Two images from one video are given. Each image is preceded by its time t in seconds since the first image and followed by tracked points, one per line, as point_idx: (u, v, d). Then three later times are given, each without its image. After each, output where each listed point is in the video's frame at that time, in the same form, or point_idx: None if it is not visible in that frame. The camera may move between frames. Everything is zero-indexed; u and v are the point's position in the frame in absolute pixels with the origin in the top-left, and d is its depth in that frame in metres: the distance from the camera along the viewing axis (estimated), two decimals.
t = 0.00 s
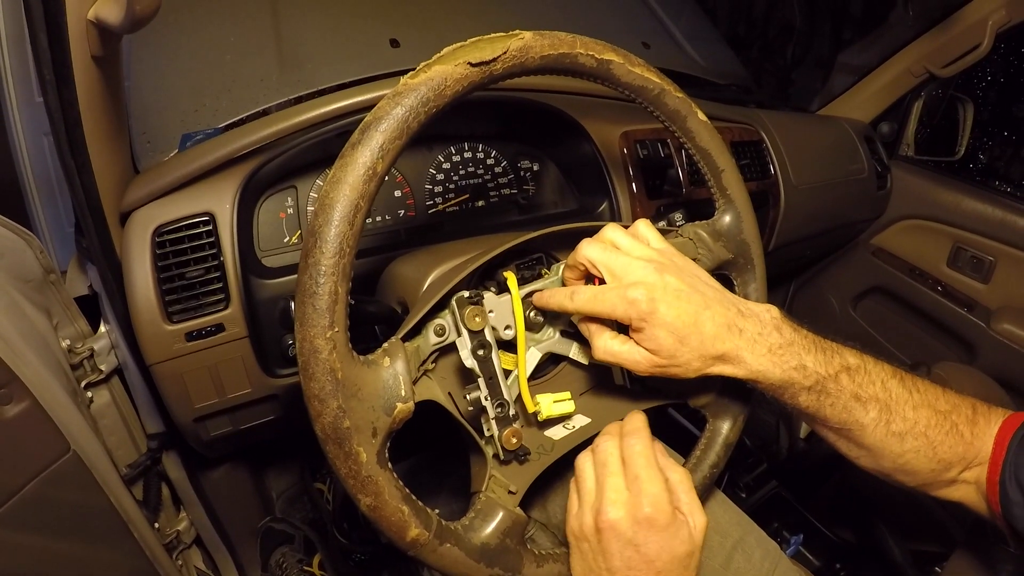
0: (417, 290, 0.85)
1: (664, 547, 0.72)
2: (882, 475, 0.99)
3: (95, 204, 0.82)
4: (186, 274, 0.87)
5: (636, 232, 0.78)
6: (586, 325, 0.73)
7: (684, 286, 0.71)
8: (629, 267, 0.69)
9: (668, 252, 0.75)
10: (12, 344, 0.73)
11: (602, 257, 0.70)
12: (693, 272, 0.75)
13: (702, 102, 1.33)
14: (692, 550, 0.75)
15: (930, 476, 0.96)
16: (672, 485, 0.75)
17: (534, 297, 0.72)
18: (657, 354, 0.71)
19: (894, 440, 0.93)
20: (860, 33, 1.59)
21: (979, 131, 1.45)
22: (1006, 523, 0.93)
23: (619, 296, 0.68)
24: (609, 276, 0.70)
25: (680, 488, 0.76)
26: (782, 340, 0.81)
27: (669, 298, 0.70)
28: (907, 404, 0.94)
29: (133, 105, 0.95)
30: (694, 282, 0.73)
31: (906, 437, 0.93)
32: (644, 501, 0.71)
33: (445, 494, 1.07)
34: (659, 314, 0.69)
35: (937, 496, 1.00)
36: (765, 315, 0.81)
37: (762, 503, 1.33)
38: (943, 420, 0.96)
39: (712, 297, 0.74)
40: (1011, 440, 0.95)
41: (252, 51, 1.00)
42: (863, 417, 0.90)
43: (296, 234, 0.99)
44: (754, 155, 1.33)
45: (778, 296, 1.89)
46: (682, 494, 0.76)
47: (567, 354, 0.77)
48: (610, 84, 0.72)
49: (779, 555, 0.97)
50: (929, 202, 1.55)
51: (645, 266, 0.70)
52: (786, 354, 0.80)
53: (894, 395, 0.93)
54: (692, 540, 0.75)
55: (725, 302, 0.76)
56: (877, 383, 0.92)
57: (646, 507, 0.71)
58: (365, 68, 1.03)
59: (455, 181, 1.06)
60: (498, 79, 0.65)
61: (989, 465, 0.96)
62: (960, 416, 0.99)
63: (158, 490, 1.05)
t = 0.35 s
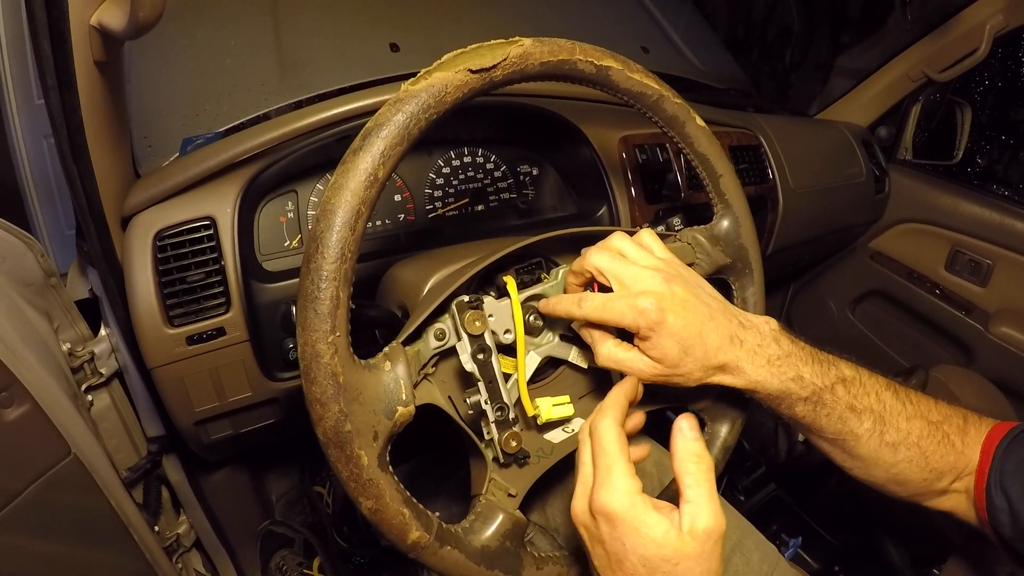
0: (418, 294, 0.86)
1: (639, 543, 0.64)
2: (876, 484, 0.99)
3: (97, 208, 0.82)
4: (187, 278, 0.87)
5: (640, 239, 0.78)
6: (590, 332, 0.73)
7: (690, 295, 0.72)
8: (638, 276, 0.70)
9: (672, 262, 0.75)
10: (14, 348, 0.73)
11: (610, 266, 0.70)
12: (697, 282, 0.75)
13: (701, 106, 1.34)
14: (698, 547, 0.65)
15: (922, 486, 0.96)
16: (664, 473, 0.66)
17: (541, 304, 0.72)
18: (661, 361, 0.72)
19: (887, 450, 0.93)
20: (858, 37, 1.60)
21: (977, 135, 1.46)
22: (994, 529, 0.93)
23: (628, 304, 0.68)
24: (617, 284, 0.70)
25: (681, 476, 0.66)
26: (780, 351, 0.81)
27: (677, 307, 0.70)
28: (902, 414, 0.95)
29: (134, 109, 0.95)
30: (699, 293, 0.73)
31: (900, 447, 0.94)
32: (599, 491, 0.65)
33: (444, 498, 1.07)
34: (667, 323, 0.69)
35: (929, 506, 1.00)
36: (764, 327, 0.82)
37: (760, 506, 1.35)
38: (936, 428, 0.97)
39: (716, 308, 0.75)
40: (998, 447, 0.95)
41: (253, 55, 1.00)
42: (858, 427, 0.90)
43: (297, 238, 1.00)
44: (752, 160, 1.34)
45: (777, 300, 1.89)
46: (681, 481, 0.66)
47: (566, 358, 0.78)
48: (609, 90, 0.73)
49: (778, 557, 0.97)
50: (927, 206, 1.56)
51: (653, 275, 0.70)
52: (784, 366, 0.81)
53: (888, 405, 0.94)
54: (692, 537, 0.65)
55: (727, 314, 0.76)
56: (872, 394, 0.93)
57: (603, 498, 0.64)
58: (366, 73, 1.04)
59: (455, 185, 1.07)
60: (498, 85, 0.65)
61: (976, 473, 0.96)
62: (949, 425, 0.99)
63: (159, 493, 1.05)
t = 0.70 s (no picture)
0: (419, 297, 0.86)
1: (618, 558, 0.57)
2: (877, 491, 0.99)
3: (100, 211, 0.83)
4: (190, 281, 0.88)
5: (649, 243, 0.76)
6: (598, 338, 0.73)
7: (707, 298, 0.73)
8: (656, 281, 0.69)
9: (686, 265, 0.75)
10: (17, 351, 0.74)
11: (629, 270, 0.69)
12: (712, 286, 0.76)
13: (701, 110, 1.34)
14: (685, 567, 0.53)
15: (925, 492, 0.96)
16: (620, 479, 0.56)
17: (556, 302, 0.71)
18: (675, 363, 0.73)
19: (891, 455, 0.94)
20: (857, 41, 1.61)
21: (976, 139, 1.46)
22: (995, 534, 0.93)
23: (649, 307, 0.68)
24: (634, 289, 0.69)
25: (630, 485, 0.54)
26: (788, 356, 0.83)
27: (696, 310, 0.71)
28: (904, 421, 0.96)
29: (137, 113, 0.96)
30: (713, 296, 0.74)
31: (904, 452, 0.95)
32: (577, 498, 0.61)
33: (445, 500, 1.07)
34: (686, 325, 0.70)
35: (930, 510, 1.00)
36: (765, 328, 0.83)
37: (760, 509, 1.35)
38: (937, 433, 0.98)
39: (730, 314, 0.76)
40: (999, 452, 0.96)
41: (255, 59, 1.01)
42: (865, 432, 0.92)
43: (298, 241, 1.00)
44: (751, 163, 1.34)
45: (776, 302, 1.89)
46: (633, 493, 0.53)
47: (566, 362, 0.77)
48: (610, 95, 0.73)
49: (778, 559, 0.97)
50: (927, 209, 1.56)
51: (672, 278, 0.70)
52: (792, 370, 0.83)
53: (891, 411, 0.95)
54: (656, 557, 0.52)
55: (740, 320, 0.78)
56: (877, 401, 0.94)
57: (582, 506, 0.61)
58: (367, 76, 1.04)
59: (456, 189, 1.07)
60: (500, 91, 0.66)
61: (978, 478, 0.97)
62: (948, 429, 0.99)
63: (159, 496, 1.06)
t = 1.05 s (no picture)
0: (417, 300, 0.86)
1: (598, 519, 0.56)
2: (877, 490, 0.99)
3: (97, 216, 0.82)
4: (187, 284, 0.88)
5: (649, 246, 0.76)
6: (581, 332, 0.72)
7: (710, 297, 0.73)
8: (661, 283, 0.69)
9: (688, 266, 0.74)
10: (15, 356, 0.74)
11: (633, 273, 0.69)
12: (714, 285, 0.76)
13: (698, 111, 1.34)
14: (659, 523, 0.52)
15: (927, 492, 0.96)
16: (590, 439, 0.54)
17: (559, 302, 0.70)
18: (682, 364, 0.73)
19: (893, 455, 0.94)
20: (855, 42, 1.61)
21: (975, 138, 1.46)
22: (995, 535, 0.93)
23: (656, 308, 0.68)
24: (638, 290, 0.69)
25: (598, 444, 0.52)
26: (793, 355, 0.83)
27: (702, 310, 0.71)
28: (906, 423, 0.96)
29: (135, 117, 0.96)
30: (717, 295, 0.74)
31: (905, 452, 0.94)
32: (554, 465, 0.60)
33: (445, 503, 1.07)
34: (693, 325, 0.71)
35: (932, 511, 1.00)
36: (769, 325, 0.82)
37: (760, 510, 1.34)
38: (939, 435, 0.97)
39: (735, 312, 0.76)
40: (1000, 453, 0.96)
41: (253, 62, 1.01)
42: (868, 431, 0.91)
43: (295, 244, 1.00)
44: (750, 164, 1.34)
45: (776, 303, 1.89)
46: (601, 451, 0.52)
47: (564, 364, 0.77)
48: (607, 96, 0.73)
49: (777, 560, 0.97)
50: (926, 209, 1.56)
51: (675, 279, 0.70)
52: (795, 369, 0.83)
53: (893, 411, 0.95)
54: (630, 514, 0.51)
55: (744, 318, 0.78)
56: (879, 400, 0.94)
57: (559, 472, 0.59)
58: (364, 79, 1.04)
59: (453, 192, 1.07)
60: (495, 92, 0.66)
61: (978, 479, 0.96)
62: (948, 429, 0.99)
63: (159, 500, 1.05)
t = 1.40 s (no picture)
0: (415, 300, 0.86)
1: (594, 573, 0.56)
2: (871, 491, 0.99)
3: (95, 215, 0.82)
4: (185, 284, 0.87)
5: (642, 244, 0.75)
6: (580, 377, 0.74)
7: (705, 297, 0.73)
8: (657, 283, 0.69)
9: (681, 266, 0.74)
10: (13, 355, 0.74)
11: (628, 273, 0.68)
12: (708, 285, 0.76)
13: (698, 112, 1.34)
14: None
15: (923, 492, 0.96)
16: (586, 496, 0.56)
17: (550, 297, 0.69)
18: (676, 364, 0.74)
19: (890, 455, 0.94)
20: (855, 44, 1.61)
21: (974, 141, 1.46)
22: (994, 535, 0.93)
23: (652, 309, 0.68)
24: (634, 291, 0.69)
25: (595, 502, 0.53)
26: (788, 354, 0.83)
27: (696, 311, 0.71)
28: (902, 423, 0.96)
29: (134, 116, 0.96)
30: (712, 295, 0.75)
31: (902, 453, 0.94)
32: (552, 518, 0.61)
33: (443, 503, 1.06)
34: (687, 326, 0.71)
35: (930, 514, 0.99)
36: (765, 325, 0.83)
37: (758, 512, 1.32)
38: (937, 436, 0.97)
39: (730, 312, 0.76)
40: (999, 455, 0.96)
41: (252, 61, 1.01)
42: (865, 431, 0.91)
43: (295, 244, 1.00)
44: (749, 166, 1.34)
45: (774, 305, 1.89)
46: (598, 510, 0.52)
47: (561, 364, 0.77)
48: (606, 97, 0.73)
49: (775, 561, 0.97)
50: (925, 212, 1.56)
51: (671, 280, 0.70)
52: (791, 368, 0.83)
53: (889, 410, 0.95)
54: (627, 573, 0.52)
55: (740, 319, 0.78)
56: (876, 400, 0.94)
57: (557, 525, 0.61)
58: (364, 79, 1.04)
59: (452, 192, 1.07)
60: (494, 93, 0.66)
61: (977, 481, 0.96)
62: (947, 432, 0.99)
63: (157, 499, 1.05)
